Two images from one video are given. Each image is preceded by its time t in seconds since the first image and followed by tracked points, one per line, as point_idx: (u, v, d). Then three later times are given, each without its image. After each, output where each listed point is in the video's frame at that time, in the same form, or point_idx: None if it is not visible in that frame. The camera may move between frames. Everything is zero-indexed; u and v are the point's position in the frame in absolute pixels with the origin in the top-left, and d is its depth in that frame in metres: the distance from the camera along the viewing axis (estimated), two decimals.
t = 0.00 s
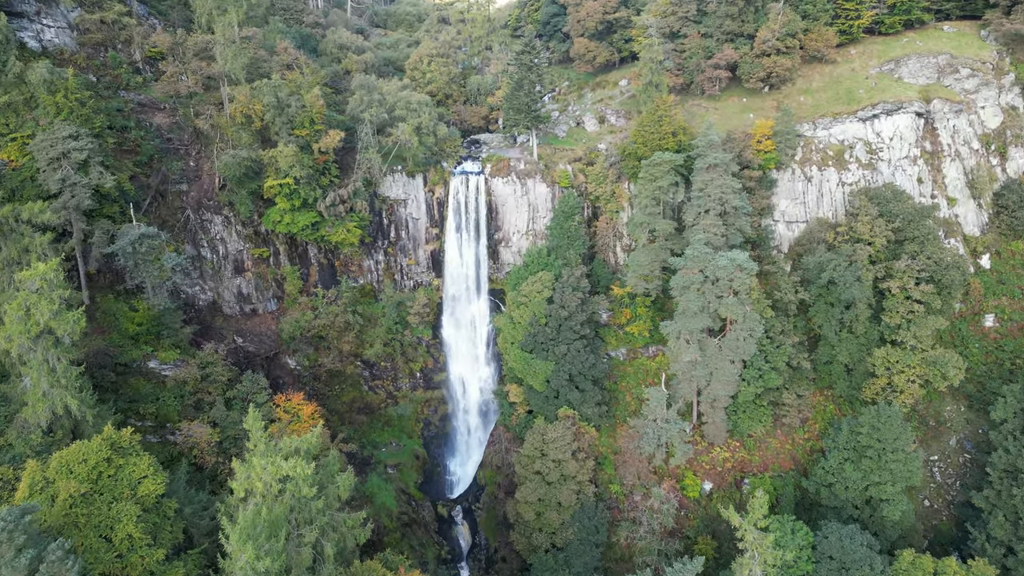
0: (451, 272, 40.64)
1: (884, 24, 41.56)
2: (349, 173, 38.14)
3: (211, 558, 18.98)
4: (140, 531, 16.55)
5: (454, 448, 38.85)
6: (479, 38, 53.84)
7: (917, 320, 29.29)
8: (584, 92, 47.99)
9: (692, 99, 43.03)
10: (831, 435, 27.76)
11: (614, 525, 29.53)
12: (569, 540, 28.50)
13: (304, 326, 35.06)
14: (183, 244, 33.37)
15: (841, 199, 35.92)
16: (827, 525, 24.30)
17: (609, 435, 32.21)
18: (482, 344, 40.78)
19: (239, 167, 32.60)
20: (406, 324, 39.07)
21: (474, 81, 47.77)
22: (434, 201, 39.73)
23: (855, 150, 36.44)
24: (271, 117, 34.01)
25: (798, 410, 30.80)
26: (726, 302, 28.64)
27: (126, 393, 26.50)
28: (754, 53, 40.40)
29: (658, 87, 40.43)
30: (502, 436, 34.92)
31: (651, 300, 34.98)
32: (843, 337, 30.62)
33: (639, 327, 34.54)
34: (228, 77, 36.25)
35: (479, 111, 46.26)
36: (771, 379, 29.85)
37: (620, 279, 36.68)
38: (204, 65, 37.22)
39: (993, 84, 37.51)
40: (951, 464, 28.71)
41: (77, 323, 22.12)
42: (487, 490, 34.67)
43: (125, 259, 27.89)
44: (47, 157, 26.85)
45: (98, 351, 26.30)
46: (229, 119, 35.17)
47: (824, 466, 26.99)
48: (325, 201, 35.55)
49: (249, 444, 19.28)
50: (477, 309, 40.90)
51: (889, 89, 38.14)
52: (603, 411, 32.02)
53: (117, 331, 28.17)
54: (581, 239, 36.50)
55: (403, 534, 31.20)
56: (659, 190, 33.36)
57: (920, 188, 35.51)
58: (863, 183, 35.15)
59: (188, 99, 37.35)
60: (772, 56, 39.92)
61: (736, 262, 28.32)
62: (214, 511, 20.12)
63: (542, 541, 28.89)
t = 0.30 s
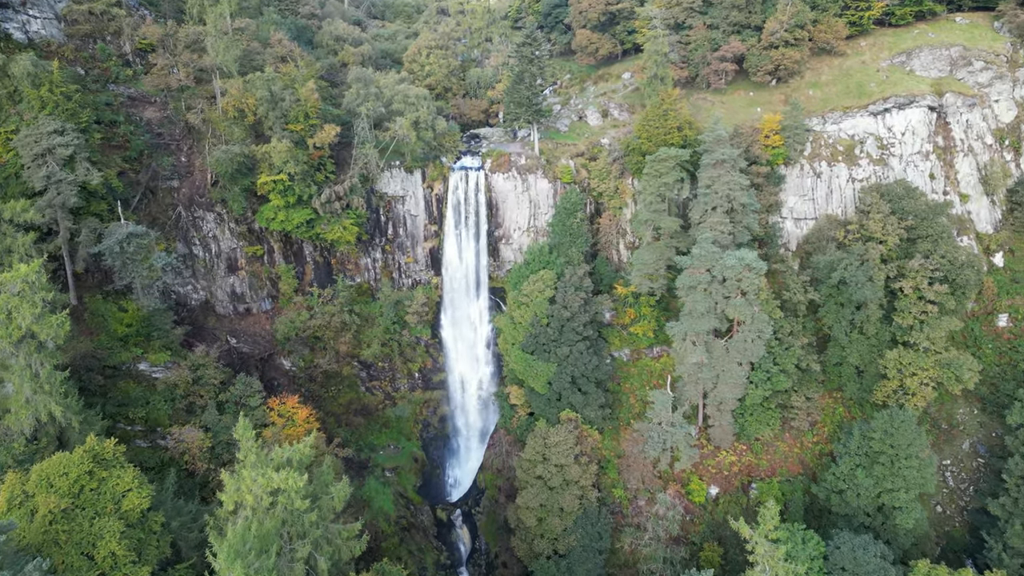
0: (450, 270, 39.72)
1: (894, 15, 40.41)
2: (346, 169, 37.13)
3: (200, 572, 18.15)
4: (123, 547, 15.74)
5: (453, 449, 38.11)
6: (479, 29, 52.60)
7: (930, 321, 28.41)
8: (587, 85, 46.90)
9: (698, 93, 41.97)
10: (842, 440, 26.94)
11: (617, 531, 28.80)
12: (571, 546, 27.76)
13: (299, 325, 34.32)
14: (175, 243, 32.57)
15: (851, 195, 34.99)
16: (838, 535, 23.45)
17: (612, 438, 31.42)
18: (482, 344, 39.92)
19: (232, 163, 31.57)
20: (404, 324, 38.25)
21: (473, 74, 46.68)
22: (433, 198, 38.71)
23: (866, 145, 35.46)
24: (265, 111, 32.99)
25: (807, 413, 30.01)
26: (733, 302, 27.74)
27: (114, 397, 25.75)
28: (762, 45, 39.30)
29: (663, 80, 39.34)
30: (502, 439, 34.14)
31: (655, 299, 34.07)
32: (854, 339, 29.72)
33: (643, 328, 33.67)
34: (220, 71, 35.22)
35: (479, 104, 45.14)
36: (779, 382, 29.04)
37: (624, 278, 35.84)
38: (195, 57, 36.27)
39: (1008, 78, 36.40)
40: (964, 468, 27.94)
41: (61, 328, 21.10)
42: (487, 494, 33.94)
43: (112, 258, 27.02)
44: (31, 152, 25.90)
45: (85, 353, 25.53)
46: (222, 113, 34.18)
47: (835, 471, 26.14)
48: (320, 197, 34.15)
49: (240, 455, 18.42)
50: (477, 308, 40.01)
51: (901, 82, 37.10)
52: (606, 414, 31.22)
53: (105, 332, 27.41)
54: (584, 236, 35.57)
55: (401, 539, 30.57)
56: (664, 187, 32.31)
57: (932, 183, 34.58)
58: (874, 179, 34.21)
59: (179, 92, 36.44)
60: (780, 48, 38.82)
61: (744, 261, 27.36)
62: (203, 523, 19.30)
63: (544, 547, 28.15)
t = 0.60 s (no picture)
0: (449, 264, 38.79)
1: None
2: (341, 159, 36.05)
3: None
4: (105, 561, 15.04)
5: (453, 446, 37.43)
6: (479, 15, 51.23)
7: (944, 318, 27.54)
8: (589, 73, 45.66)
9: (704, 81, 40.81)
10: (852, 440, 26.19)
11: (620, 532, 28.18)
12: (574, 548, 27.15)
13: (294, 321, 33.50)
14: (166, 237, 31.72)
15: (862, 187, 33.97)
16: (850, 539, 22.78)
17: (616, 436, 30.69)
18: (482, 339, 39.08)
19: (223, 154, 30.52)
20: (402, 318, 37.41)
21: (473, 61, 45.46)
22: (432, 189, 37.64)
23: (878, 135, 34.39)
24: (258, 99, 31.85)
25: (816, 411, 29.28)
26: (742, 298, 26.84)
27: (103, 395, 25.17)
28: (770, 31, 38.11)
29: (668, 67, 38.19)
30: (503, 436, 33.41)
31: (660, 294, 33.25)
32: (865, 335, 28.84)
33: (647, 323, 32.83)
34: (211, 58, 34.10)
35: (479, 92, 43.92)
36: (789, 380, 28.23)
37: (627, 271, 34.91)
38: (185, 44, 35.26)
39: None
40: (977, 468, 27.23)
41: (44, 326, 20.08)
42: (488, 492, 33.29)
43: (99, 253, 26.19)
44: (13, 143, 24.90)
45: (71, 351, 24.90)
46: (213, 103, 33.10)
47: (845, 473, 25.42)
48: (315, 189, 33.27)
49: (229, 462, 17.62)
50: (477, 303, 39.13)
51: (914, 70, 35.92)
52: (609, 412, 30.47)
53: (94, 330, 26.66)
54: (587, 229, 34.58)
55: (399, 539, 30.05)
56: (670, 178, 31.27)
57: (946, 175, 33.54)
58: (886, 170, 33.16)
59: (169, 80, 35.40)
60: (789, 35, 37.61)
61: (753, 256, 26.43)
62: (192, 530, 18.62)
63: (546, 549, 27.54)
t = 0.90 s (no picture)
0: (448, 252, 37.86)
1: None
2: (337, 145, 34.93)
3: None
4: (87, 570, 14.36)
5: (453, 438, 36.79)
6: None
7: (959, 309, 26.70)
8: (592, 54, 44.27)
9: (711, 63, 39.54)
10: (863, 435, 25.52)
11: (623, 528, 27.63)
12: (576, 544, 26.66)
13: (289, 313, 32.72)
14: (156, 226, 30.89)
15: (874, 173, 32.92)
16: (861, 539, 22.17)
17: (619, 430, 30.03)
18: (482, 330, 38.24)
19: (213, 140, 29.44)
20: (400, 309, 36.58)
21: (472, 42, 44.11)
22: (430, 176, 36.56)
23: (891, 120, 33.24)
24: (249, 83, 30.67)
25: (824, 405, 28.58)
26: (750, 290, 25.99)
27: (91, 390, 24.59)
28: (780, 11, 36.78)
29: (674, 49, 36.88)
30: (503, 430, 32.74)
31: (665, 285, 32.36)
32: (876, 327, 28.00)
33: (652, 314, 32.00)
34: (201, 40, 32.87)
35: (479, 75, 42.63)
36: (798, 373, 27.46)
37: (631, 261, 34.01)
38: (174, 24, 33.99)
39: None
40: (989, 464, 26.60)
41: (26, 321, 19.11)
42: (488, 486, 32.74)
43: (83, 244, 25.25)
44: None
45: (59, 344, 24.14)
46: (202, 86, 31.92)
47: (856, 469, 24.79)
48: (310, 176, 32.18)
49: (219, 464, 16.85)
50: (476, 292, 38.21)
51: (929, 51, 34.57)
52: (613, 405, 29.77)
53: (81, 324, 25.88)
54: (590, 217, 33.62)
55: (398, 534, 29.68)
56: (676, 165, 30.22)
57: (960, 161, 32.45)
58: (899, 157, 32.07)
59: (158, 63, 34.21)
60: (800, 16, 36.36)
61: (762, 246, 25.53)
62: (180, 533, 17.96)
63: (548, 545, 27.02)
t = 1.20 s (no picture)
0: (448, 240, 36.89)
1: None
2: (332, 129, 33.80)
3: None
4: None
5: (453, 429, 36.12)
6: None
7: (975, 301, 25.82)
8: (595, 35, 42.82)
9: (718, 44, 38.23)
10: (875, 431, 24.87)
11: (626, 523, 27.11)
12: (578, 540, 26.13)
13: (284, 303, 31.95)
14: (145, 214, 29.98)
15: (886, 159, 31.81)
16: (874, 539, 21.70)
17: (622, 423, 29.37)
18: (482, 319, 37.35)
19: (203, 125, 28.34)
20: (398, 299, 35.73)
21: (472, 22, 42.75)
22: (429, 161, 35.45)
23: (905, 103, 32.01)
24: (240, 65, 29.49)
25: (834, 398, 27.87)
26: (759, 281, 25.15)
27: (79, 384, 23.92)
28: None
29: (681, 29, 35.53)
30: (504, 423, 32.10)
31: (671, 274, 31.40)
32: (889, 319, 27.15)
33: (657, 305, 31.14)
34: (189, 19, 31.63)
35: (478, 56, 41.33)
36: (807, 366, 26.70)
37: (635, 249, 33.11)
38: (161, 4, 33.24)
39: None
40: (1002, 458, 26.03)
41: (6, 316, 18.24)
42: (488, 479, 32.19)
43: (68, 233, 24.36)
44: None
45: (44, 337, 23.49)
46: (192, 68, 30.75)
47: (867, 466, 24.19)
48: (304, 161, 31.11)
49: (207, 467, 16.13)
50: (476, 281, 37.22)
51: (943, 33, 32.98)
52: (616, 398, 29.08)
53: (68, 317, 25.13)
54: (593, 204, 32.64)
55: (396, 528, 29.29)
56: (683, 151, 29.13)
57: (975, 146, 31.24)
58: (913, 142, 30.92)
59: (146, 44, 33.06)
60: None
61: (772, 236, 24.64)
62: (169, 535, 17.36)
63: (549, 541, 26.53)
